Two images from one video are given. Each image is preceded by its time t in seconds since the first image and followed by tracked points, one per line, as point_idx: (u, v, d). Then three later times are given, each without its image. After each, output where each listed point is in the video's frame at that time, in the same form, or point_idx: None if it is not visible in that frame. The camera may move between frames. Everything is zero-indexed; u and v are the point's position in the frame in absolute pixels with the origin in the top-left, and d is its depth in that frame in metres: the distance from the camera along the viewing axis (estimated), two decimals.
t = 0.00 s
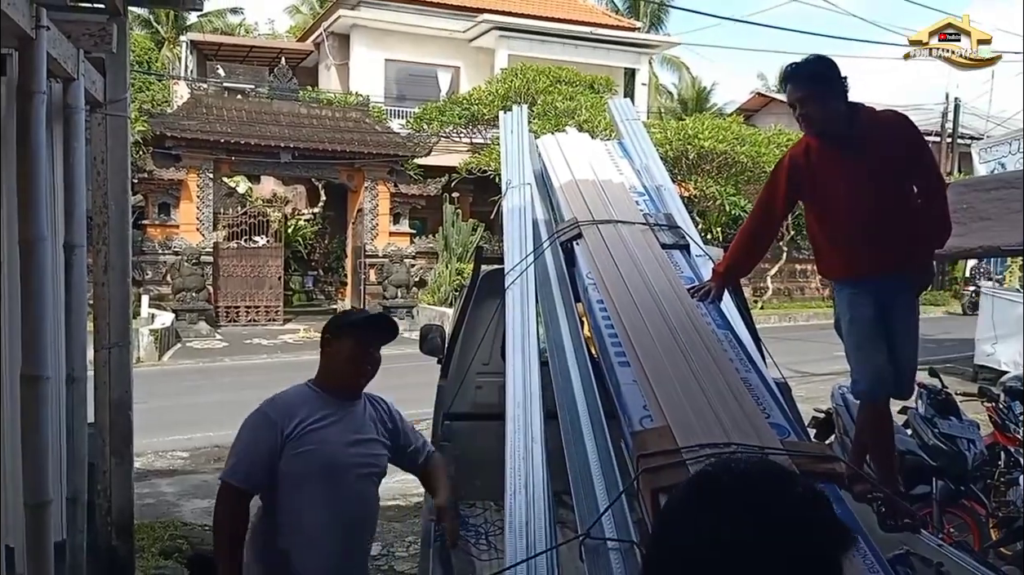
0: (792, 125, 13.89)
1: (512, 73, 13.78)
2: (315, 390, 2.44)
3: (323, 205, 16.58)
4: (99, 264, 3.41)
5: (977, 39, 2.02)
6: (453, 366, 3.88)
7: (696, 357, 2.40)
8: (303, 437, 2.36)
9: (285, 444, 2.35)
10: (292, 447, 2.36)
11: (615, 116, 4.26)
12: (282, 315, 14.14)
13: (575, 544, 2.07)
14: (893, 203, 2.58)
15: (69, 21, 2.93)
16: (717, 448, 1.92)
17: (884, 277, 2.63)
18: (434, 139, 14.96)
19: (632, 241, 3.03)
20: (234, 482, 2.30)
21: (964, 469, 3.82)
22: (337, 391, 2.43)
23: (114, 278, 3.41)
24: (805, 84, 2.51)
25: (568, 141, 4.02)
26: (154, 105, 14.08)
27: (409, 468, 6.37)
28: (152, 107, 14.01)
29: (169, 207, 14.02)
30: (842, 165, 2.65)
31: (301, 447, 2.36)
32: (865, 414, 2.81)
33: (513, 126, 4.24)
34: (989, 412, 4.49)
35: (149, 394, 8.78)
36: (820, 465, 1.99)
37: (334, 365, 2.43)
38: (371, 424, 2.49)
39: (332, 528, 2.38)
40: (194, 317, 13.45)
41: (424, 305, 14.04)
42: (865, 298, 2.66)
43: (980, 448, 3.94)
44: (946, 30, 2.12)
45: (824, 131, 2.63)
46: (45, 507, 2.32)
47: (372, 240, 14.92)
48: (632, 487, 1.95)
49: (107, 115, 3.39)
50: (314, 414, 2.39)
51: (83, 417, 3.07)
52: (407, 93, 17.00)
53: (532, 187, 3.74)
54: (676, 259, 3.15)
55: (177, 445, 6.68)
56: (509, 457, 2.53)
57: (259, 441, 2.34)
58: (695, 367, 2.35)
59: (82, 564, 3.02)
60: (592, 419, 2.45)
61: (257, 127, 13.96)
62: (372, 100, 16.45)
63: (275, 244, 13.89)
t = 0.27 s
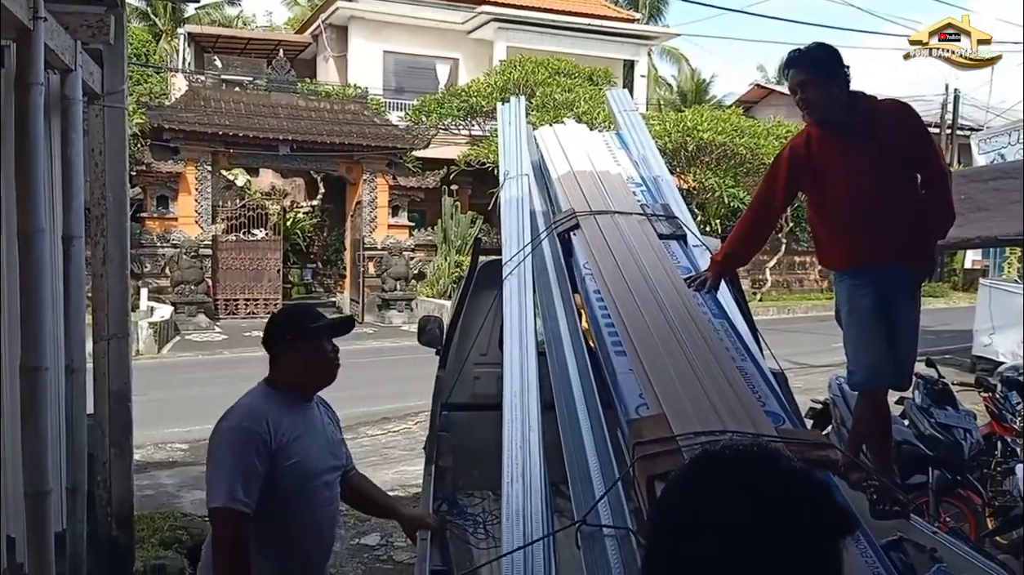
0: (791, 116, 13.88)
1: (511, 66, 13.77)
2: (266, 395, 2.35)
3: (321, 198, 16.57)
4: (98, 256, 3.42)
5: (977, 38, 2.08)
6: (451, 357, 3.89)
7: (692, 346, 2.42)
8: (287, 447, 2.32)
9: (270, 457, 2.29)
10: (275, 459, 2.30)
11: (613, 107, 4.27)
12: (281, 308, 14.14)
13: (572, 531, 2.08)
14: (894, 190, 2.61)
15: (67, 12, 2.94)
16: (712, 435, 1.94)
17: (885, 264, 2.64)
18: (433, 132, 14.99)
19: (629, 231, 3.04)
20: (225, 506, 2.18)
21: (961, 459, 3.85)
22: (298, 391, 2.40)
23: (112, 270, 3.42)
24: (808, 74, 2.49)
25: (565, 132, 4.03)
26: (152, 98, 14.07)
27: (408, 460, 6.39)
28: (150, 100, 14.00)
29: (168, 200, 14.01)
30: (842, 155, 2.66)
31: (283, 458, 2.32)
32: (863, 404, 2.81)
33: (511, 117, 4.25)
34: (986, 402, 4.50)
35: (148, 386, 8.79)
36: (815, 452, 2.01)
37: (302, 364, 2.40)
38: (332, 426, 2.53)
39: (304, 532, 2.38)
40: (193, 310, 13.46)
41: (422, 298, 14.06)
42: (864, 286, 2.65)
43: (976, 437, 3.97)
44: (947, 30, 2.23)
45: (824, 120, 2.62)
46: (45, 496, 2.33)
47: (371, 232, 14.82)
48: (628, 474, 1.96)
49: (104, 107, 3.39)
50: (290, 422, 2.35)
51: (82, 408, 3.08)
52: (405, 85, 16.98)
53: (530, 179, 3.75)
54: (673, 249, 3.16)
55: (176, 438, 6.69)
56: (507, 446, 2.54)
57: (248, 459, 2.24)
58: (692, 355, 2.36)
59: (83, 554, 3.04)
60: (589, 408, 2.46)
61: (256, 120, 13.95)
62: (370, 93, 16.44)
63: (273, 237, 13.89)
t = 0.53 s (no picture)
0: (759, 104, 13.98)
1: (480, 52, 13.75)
2: (198, 390, 2.21)
3: (290, 185, 16.44)
4: (60, 242, 3.37)
5: (976, 38, 2.03)
6: (420, 342, 3.89)
7: (658, 325, 2.44)
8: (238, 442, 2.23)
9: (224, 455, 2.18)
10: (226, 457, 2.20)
11: (582, 92, 4.28)
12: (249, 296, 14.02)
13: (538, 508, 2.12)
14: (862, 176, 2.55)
15: None
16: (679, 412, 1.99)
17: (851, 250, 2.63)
18: (402, 118, 14.76)
19: (596, 213, 3.06)
20: (195, 513, 2.08)
21: (920, 439, 3.93)
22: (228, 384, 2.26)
23: (75, 255, 3.37)
24: (790, 41, 2.47)
25: (534, 116, 4.03)
26: (116, 83, 13.84)
27: (377, 446, 6.39)
28: (114, 85, 13.77)
29: (132, 187, 13.81)
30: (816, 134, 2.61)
31: (233, 454, 2.22)
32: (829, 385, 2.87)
33: (480, 101, 4.25)
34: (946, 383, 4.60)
35: (113, 375, 8.68)
36: (777, 428, 2.05)
37: (240, 356, 2.27)
38: (267, 412, 2.43)
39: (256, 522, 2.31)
40: (159, 299, 13.29)
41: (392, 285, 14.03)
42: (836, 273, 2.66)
43: (936, 417, 4.05)
44: (946, 30, 2.15)
45: (803, 96, 2.58)
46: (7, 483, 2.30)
47: (341, 220, 14.72)
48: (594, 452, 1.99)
49: (65, 89, 3.34)
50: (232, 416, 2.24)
51: (45, 394, 3.04)
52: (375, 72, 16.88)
53: (498, 162, 3.75)
54: (640, 233, 3.18)
55: (143, 426, 6.63)
56: (475, 427, 2.56)
57: (206, 464, 2.11)
58: (658, 334, 2.39)
59: (48, 542, 3.00)
60: (556, 388, 2.49)
61: (222, 106, 13.78)
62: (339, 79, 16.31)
63: (241, 224, 13.76)
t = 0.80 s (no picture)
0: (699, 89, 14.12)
1: (422, 34, 13.62)
2: (106, 377, 2.28)
3: (227, 168, 16.09)
4: None
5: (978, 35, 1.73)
6: (361, 323, 3.87)
7: (596, 302, 2.48)
8: (145, 429, 2.29)
9: (130, 445, 2.25)
10: (133, 445, 2.27)
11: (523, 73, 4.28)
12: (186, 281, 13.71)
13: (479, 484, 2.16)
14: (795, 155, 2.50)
15: None
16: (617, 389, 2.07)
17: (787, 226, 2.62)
18: (344, 99, 14.82)
19: (536, 193, 3.08)
20: (94, 508, 2.16)
21: (850, 416, 4.07)
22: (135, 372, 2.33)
23: None
24: (724, 21, 2.36)
25: (476, 98, 4.01)
26: (42, 61, 13.34)
27: (319, 431, 6.34)
28: (40, 63, 13.27)
29: (60, 169, 13.34)
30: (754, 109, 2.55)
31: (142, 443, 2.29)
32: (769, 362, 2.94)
33: (420, 82, 4.22)
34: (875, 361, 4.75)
35: (42, 364, 8.42)
36: (710, 401, 2.14)
37: (148, 341, 2.34)
38: (188, 394, 2.49)
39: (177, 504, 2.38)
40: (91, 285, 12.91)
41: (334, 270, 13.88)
42: (773, 254, 2.68)
43: (864, 393, 4.14)
44: (947, 32, 1.99)
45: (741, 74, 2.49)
46: None
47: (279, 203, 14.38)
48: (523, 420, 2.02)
49: None
50: (140, 402, 2.31)
51: None
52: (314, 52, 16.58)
53: (439, 143, 3.74)
54: (580, 213, 3.20)
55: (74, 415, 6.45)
56: (416, 406, 2.57)
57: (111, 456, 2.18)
58: (596, 310, 2.43)
59: None
60: (497, 366, 2.51)
61: (155, 86, 13.40)
62: (277, 60, 15.99)
63: (176, 208, 13.43)
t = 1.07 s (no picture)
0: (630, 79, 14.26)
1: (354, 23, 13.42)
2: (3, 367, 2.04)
3: (151, 158, 15.61)
4: None
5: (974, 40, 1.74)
6: (289, 313, 3.81)
7: (526, 287, 2.50)
8: (43, 422, 2.12)
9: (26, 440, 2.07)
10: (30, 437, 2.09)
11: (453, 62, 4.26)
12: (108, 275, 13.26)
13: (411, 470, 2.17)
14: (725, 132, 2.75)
15: None
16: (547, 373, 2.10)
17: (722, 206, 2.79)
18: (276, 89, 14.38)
19: (467, 180, 3.08)
20: None
21: (776, 401, 4.21)
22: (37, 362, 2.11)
23: None
24: (650, 17, 2.56)
25: (407, 86, 3.98)
26: None
27: (250, 426, 6.24)
28: None
29: None
30: (680, 93, 2.76)
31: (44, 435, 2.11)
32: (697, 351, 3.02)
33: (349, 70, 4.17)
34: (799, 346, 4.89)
35: None
36: (637, 385, 2.23)
37: (45, 332, 2.08)
38: (98, 379, 2.28)
39: (95, 503, 2.22)
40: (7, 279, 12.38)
41: (265, 262, 13.60)
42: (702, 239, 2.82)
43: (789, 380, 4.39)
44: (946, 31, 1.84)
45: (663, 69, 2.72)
46: None
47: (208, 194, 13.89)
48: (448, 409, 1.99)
49: None
50: (39, 392, 2.11)
51: None
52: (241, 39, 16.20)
53: (368, 130, 3.70)
54: (511, 200, 3.21)
55: None
56: (346, 394, 2.55)
57: None
58: (526, 296, 2.44)
59: None
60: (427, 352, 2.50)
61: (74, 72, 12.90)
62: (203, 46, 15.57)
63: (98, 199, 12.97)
